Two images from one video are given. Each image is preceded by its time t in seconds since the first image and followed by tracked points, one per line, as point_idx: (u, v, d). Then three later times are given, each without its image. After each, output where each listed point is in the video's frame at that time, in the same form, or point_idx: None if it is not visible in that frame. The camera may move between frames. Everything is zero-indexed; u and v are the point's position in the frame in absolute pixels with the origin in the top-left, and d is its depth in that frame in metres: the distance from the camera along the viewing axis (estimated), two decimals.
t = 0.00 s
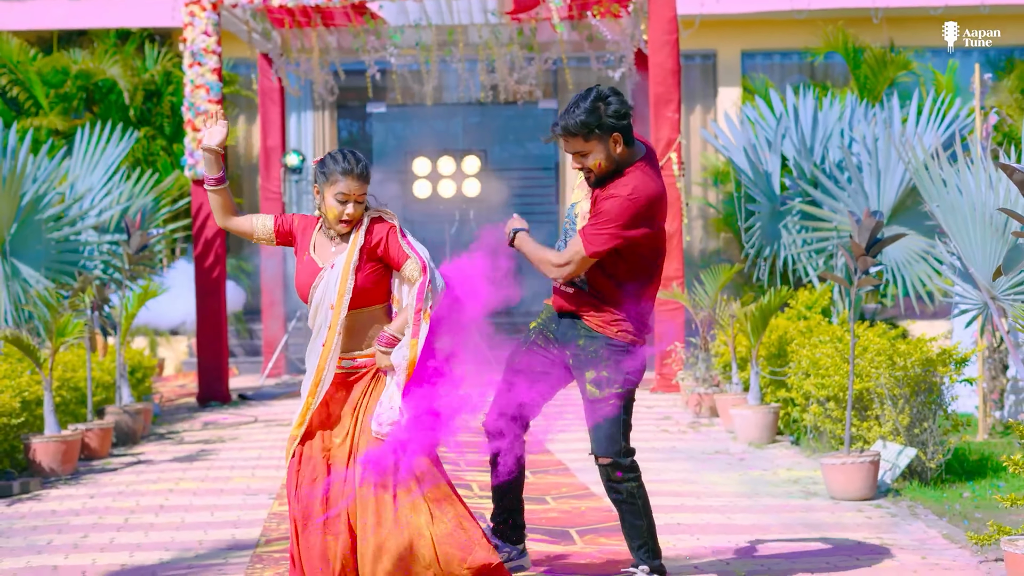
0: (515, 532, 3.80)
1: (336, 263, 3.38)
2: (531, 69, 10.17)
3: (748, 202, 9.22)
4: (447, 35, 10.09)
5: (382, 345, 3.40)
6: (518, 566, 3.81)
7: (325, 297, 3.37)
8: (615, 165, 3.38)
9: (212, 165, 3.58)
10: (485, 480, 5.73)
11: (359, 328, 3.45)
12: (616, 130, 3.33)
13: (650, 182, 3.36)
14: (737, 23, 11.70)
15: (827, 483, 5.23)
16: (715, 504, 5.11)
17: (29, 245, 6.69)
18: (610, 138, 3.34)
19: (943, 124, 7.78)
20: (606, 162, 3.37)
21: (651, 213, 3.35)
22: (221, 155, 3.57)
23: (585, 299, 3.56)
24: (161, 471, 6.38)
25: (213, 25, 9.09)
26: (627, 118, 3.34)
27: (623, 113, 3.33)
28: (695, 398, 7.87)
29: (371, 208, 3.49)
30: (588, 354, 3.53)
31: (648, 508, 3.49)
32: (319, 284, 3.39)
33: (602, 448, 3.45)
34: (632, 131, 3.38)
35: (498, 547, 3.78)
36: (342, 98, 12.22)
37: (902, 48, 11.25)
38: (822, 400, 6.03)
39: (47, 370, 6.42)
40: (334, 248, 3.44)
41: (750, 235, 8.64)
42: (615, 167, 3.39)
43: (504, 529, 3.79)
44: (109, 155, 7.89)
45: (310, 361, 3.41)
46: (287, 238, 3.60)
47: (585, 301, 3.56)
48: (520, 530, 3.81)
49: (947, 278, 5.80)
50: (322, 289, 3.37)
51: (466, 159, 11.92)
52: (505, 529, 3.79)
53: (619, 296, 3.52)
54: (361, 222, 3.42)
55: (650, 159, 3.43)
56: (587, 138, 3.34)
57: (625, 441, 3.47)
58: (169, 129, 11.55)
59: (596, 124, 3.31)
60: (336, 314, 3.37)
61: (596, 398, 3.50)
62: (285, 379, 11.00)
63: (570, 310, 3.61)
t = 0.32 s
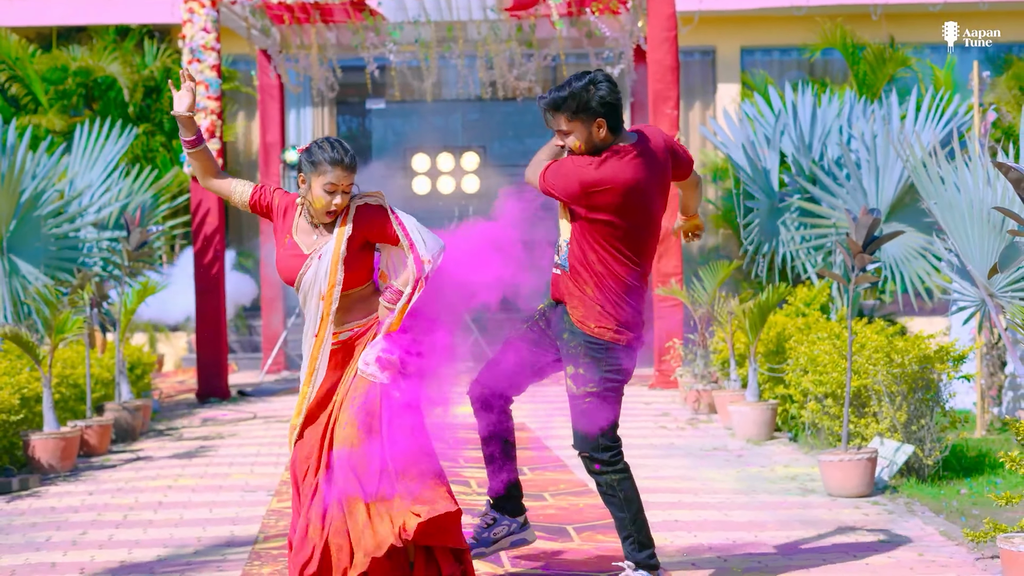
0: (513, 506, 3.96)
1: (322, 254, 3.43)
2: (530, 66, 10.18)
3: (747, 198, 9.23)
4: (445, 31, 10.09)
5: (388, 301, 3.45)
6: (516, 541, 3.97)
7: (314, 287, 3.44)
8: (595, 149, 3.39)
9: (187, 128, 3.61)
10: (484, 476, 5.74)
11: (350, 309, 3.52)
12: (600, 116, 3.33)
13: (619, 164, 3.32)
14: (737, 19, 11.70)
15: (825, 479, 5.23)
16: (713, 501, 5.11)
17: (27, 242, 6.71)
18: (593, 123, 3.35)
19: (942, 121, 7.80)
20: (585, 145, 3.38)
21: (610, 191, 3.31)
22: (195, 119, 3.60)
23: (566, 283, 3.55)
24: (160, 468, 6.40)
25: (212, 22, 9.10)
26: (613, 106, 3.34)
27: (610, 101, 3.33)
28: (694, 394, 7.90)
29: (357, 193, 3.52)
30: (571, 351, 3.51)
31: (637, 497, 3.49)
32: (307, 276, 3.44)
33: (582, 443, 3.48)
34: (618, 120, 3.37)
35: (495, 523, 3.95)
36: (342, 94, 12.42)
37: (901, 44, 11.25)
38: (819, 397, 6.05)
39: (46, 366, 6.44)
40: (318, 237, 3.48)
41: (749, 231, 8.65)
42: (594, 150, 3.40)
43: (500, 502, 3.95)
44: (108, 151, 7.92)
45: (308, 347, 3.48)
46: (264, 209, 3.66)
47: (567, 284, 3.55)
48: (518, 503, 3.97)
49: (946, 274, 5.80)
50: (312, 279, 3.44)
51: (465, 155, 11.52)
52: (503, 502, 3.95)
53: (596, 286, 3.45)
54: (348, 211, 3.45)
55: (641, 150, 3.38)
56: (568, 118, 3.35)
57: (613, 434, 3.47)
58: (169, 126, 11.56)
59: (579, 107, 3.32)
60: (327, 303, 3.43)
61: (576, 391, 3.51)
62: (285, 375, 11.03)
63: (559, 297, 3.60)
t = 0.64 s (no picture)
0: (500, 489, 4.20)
1: (322, 236, 3.43)
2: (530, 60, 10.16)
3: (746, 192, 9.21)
4: (444, 25, 10.09)
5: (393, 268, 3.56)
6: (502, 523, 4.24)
7: (313, 267, 3.43)
8: (583, 129, 3.36)
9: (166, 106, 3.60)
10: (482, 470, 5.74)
11: (348, 284, 3.50)
12: (590, 95, 3.31)
13: (591, 150, 3.29)
14: (736, 13, 11.68)
15: (823, 474, 5.24)
16: (710, 497, 5.10)
17: (25, 236, 6.68)
18: (582, 102, 3.32)
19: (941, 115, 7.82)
20: (573, 123, 3.35)
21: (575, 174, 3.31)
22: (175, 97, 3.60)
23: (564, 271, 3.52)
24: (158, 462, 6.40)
25: (211, 16, 9.10)
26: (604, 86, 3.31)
27: (602, 80, 3.31)
28: (692, 388, 7.90)
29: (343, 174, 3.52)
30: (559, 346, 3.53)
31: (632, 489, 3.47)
32: (304, 257, 3.43)
33: (573, 438, 3.48)
34: (609, 102, 3.35)
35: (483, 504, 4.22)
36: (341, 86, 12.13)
37: (900, 38, 11.23)
38: (818, 391, 6.05)
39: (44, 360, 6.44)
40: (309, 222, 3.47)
41: (748, 226, 8.64)
42: (582, 130, 3.37)
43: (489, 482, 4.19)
44: (107, 144, 7.90)
45: (309, 326, 3.47)
46: (246, 188, 3.62)
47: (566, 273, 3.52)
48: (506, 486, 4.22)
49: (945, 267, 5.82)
50: (311, 261, 3.42)
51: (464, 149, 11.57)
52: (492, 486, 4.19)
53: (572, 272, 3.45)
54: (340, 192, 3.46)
55: (622, 138, 3.31)
56: (557, 94, 3.33)
57: (603, 431, 3.44)
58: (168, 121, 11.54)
59: (571, 83, 3.30)
60: (327, 285, 3.43)
61: (563, 386, 3.50)
62: (284, 369, 11.03)
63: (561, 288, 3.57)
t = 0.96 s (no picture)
0: (535, 504, 3.57)
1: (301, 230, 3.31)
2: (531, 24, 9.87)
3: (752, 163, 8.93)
4: None
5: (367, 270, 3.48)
6: (517, 543, 3.57)
7: (292, 264, 3.29)
8: (547, 104, 3.29)
9: (101, 116, 3.24)
10: (477, 451, 5.54)
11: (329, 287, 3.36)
12: (555, 70, 3.25)
13: (550, 124, 3.25)
14: None
15: (833, 458, 5.03)
16: (716, 481, 4.90)
17: (11, 205, 6.49)
18: (547, 75, 3.26)
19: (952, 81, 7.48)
20: (537, 97, 3.28)
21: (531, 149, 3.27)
22: (110, 108, 3.25)
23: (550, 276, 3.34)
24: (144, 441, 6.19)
25: None
26: (569, 60, 3.26)
27: (567, 53, 3.25)
28: (695, 362, 7.69)
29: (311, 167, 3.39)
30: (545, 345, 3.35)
31: (628, 487, 3.28)
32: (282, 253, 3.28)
33: (558, 432, 3.32)
34: (574, 76, 3.28)
35: (514, 514, 3.63)
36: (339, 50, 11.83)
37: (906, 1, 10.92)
38: (827, 369, 5.82)
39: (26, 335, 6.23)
40: (282, 217, 3.32)
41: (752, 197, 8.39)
42: (545, 104, 3.29)
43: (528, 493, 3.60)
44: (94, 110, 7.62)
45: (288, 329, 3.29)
46: (197, 191, 3.35)
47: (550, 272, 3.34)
48: (542, 502, 3.57)
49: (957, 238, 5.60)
50: (295, 256, 3.29)
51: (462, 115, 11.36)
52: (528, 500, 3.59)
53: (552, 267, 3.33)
54: (312, 187, 3.36)
55: (580, 108, 3.21)
56: (523, 67, 3.27)
57: (587, 427, 3.27)
58: (160, 83, 11.25)
59: (535, 55, 3.25)
60: (310, 281, 3.31)
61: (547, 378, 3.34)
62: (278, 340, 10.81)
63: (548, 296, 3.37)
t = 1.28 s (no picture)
0: (509, 544, 3.47)
1: (302, 242, 3.27)
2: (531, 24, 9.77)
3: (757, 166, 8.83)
4: None
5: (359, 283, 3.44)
6: None
7: (292, 276, 3.25)
8: (531, 117, 3.18)
9: (96, 148, 3.08)
10: (478, 461, 5.43)
11: (326, 301, 3.33)
12: (539, 82, 3.15)
13: (538, 138, 3.11)
14: None
15: (842, 470, 4.92)
16: (722, 495, 4.79)
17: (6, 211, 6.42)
18: (530, 88, 3.15)
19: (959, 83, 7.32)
20: (521, 111, 3.17)
21: (522, 165, 3.09)
22: (104, 141, 3.10)
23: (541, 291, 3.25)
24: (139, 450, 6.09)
25: None
26: (552, 70, 3.15)
27: (549, 63, 3.14)
28: (699, 368, 7.59)
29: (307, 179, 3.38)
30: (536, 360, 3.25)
31: (632, 510, 3.18)
32: (282, 266, 3.24)
33: (557, 456, 3.21)
34: (558, 87, 3.18)
35: (486, 549, 3.53)
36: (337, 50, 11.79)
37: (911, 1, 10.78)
38: (834, 377, 5.71)
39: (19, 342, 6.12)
40: (280, 228, 3.28)
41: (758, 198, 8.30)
42: (530, 118, 3.18)
43: (504, 532, 3.48)
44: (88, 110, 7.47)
45: (284, 345, 3.24)
46: (191, 211, 3.25)
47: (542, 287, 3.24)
48: (517, 545, 3.46)
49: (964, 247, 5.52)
50: (294, 269, 3.24)
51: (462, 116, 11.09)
52: (502, 537, 3.49)
53: (547, 283, 3.21)
54: (310, 199, 3.33)
55: (569, 118, 3.11)
56: (505, 80, 3.15)
57: (587, 449, 3.17)
58: (158, 83, 11.13)
59: (516, 68, 3.13)
60: (308, 295, 3.26)
61: (546, 402, 3.22)
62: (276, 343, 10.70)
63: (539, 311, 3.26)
